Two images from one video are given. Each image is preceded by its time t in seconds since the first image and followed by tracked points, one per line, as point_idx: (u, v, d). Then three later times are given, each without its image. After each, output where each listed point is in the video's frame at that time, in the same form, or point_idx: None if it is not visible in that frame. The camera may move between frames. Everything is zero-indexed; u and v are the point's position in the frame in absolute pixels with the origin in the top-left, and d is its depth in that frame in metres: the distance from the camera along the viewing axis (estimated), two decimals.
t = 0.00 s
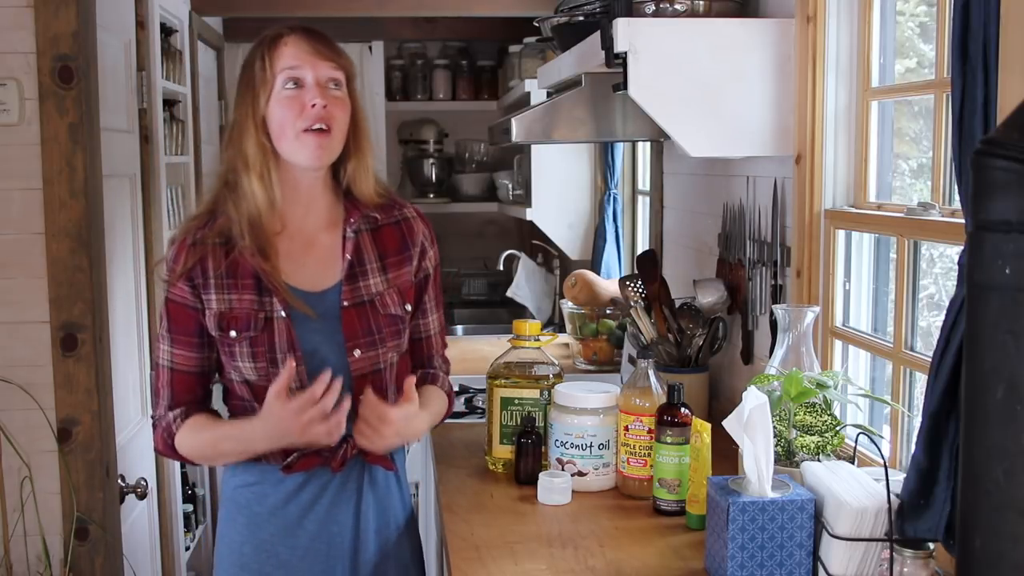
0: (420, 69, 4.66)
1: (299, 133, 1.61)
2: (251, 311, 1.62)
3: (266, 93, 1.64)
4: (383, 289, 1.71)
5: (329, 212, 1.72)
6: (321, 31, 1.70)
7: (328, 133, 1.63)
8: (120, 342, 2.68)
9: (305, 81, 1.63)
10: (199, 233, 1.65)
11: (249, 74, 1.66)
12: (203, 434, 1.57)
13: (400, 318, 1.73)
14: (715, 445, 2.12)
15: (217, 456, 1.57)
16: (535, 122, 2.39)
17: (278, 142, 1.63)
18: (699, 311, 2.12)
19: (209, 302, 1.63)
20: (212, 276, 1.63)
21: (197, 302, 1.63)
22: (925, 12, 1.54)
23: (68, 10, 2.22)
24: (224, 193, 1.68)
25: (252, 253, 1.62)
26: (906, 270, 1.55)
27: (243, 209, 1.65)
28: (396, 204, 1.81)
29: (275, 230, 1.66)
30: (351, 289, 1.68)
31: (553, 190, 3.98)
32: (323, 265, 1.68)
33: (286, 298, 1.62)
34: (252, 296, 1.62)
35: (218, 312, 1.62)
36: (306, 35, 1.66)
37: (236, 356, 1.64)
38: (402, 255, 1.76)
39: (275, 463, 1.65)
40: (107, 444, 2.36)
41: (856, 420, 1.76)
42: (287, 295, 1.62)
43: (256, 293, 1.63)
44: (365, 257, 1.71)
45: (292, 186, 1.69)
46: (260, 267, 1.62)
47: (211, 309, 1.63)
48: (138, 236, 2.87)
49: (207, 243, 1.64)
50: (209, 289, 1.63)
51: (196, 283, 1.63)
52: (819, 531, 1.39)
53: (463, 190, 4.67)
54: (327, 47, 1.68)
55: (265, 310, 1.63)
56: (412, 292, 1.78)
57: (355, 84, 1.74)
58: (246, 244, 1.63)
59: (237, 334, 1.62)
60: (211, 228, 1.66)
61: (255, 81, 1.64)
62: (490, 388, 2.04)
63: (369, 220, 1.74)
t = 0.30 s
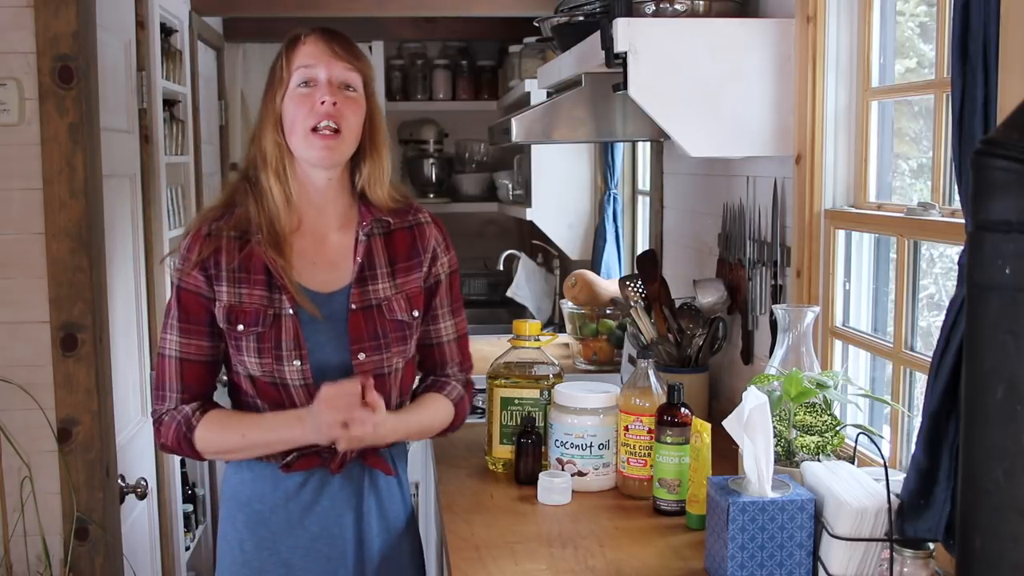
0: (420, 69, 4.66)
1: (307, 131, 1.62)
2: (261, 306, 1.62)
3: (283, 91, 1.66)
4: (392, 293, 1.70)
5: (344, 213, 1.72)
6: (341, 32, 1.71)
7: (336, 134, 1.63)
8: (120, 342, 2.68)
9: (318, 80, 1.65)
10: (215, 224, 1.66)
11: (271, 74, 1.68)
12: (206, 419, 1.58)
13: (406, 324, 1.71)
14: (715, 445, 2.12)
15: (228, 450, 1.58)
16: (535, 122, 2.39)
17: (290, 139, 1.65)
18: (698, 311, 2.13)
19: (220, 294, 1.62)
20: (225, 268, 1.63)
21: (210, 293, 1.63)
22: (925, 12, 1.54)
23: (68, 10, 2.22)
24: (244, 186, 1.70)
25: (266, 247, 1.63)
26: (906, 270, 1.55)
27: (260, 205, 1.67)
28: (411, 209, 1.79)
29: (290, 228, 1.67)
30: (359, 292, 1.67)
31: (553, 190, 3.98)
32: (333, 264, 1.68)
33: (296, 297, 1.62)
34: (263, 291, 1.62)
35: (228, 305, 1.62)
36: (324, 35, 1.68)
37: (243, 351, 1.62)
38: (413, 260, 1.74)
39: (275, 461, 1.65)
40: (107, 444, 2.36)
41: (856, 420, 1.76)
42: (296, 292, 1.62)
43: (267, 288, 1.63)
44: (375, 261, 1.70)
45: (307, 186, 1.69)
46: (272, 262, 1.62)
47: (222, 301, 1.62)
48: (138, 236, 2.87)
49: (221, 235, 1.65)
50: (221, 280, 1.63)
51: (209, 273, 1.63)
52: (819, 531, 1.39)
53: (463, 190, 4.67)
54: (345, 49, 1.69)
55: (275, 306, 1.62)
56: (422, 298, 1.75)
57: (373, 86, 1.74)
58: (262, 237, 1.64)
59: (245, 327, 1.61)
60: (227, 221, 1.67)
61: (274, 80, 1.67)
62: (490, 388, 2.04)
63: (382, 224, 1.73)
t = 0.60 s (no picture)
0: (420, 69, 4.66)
1: (318, 130, 1.62)
2: (268, 305, 1.62)
3: (293, 92, 1.66)
4: (401, 297, 1.69)
5: (356, 214, 1.71)
6: (350, 31, 1.69)
7: (345, 133, 1.62)
8: (120, 342, 2.68)
9: (326, 79, 1.64)
10: (226, 221, 1.67)
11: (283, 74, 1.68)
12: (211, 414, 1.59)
13: (413, 329, 1.69)
14: (715, 445, 2.12)
15: (230, 445, 1.58)
16: (535, 122, 2.39)
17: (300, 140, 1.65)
18: (698, 311, 2.13)
19: (228, 291, 1.63)
20: (234, 265, 1.63)
21: (219, 289, 1.63)
22: (925, 12, 1.54)
23: (68, 10, 2.22)
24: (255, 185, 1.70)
25: (275, 246, 1.63)
26: (906, 270, 1.55)
27: (271, 204, 1.67)
28: (425, 211, 1.77)
29: (301, 227, 1.67)
30: (368, 294, 1.66)
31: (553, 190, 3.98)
32: (343, 264, 1.67)
33: (302, 296, 1.62)
34: (269, 289, 1.62)
35: (235, 302, 1.62)
36: (334, 34, 1.66)
37: (248, 349, 1.63)
38: (424, 264, 1.73)
39: (273, 460, 1.65)
40: (107, 444, 2.36)
41: (856, 420, 1.76)
42: (302, 292, 1.62)
43: (274, 287, 1.63)
44: (386, 263, 1.69)
45: (317, 188, 1.69)
46: (280, 261, 1.62)
47: (229, 298, 1.63)
48: (138, 236, 2.87)
49: (232, 231, 1.65)
50: (229, 276, 1.63)
51: (218, 269, 1.63)
52: (819, 531, 1.39)
53: (463, 190, 4.67)
54: (355, 49, 1.67)
55: (281, 305, 1.62)
56: (431, 302, 1.73)
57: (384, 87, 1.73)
58: (271, 236, 1.64)
59: (250, 325, 1.61)
60: (238, 218, 1.67)
61: (285, 80, 1.67)
62: (490, 388, 2.04)
63: (395, 226, 1.71)
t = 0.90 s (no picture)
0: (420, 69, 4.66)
1: (324, 122, 1.60)
2: (268, 305, 1.62)
3: (303, 87, 1.66)
4: (403, 303, 1.68)
5: (360, 216, 1.70)
6: (364, 31, 1.70)
7: (353, 126, 1.61)
8: (120, 342, 2.68)
9: (337, 75, 1.63)
10: (230, 219, 1.67)
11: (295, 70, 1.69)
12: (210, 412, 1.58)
13: (414, 335, 1.68)
14: (715, 445, 2.12)
15: (229, 436, 1.57)
16: (535, 122, 2.39)
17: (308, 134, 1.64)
18: (698, 311, 2.13)
19: (230, 290, 1.63)
20: (236, 264, 1.63)
21: (221, 288, 1.63)
22: (925, 12, 1.54)
23: (68, 10, 2.22)
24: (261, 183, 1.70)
25: (277, 246, 1.63)
26: (906, 270, 1.55)
27: (275, 203, 1.67)
28: (432, 215, 1.76)
29: (305, 227, 1.67)
30: (368, 299, 1.65)
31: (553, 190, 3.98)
32: (346, 266, 1.67)
33: (302, 298, 1.62)
34: (270, 290, 1.62)
35: (235, 301, 1.62)
36: (348, 32, 1.67)
37: (247, 349, 1.63)
38: (427, 270, 1.71)
39: (269, 458, 1.65)
40: (107, 444, 2.36)
41: (856, 420, 1.76)
42: (303, 294, 1.62)
43: (275, 287, 1.62)
44: (389, 268, 1.68)
45: (323, 186, 1.68)
46: (282, 262, 1.62)
47: (231, 297, 1.62)
48: (138, 236, 2.87)
49: (235, 230, 1.65)
50: (230, 276, 1.63)
51: (221, 268, 1.63)
52: (819, 531, 1.39)
53: (463, 189, 4.67)
54: (368, 48, 1.67)
55: (281, 307, 1.62)
56: (433, 309, 1.71)
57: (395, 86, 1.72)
58: (274, 236, 1.64)
59: (250, 326, 1.61)
60: (242, 216, 1.68)
61: (297, 76, 1.67)
62: (490, 388, 2.04)
63: (400, 230, 1.70)
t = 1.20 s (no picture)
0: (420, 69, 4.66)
1: (318, 122, 1.60)
2: (261, 305, 1.62)
3: (298, 84, 1.65)
4: (398, 300, 1.68)
5: (354, 214, 1.70)
6: (363, 28, 1.69)
7: (345, 127, 1.60)
8: (120, 342, 2.68)
9: (333, 74, 1.62)
10: (224, 220, 1.67)
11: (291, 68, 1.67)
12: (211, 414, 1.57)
13: (410, 333, 1.68)
14: (715, 445, 2.12)
15: (232, 431, 1.56)
16: (535, 123, 2.39)
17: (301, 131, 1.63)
18: (698, 311, 2.13)
19: (224, 291, 1.63)
20: (230, 264, 1.63)
21: (216, 289, 1.63)
22: (925, 12, 1.54)
23: (68, 10, 2.22)
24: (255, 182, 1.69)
25: (271, 246, 1.63)
26: (906, 270, 1.55)
27: (269, 201, 1.66)
28: (428, 212, 1.75)
29: (299, 226, 1.66)
30: (363, 297, 1.66)
31: (553, 190, 3.98)
32: (341, 264, 1.67)
33: (295, 296, 1.61)
34: (264, 290, 1.62)
35: (229, 302, 1.62)
36: (344, 30, 1.65)
37: (241, 349, 1.63)
38: (422, 267, 1.71)
39: (265, 463, 1.66)
40: (107, 444, 2.36)
41: (856, 420, 1.76)
42: (297, 293, 1.62)
43: (269, 287, 1.62)
44: (383, 265, 1.68)
45: (317, 183, 1.68)
46: (275, 261, 1.62)
47: (226, 298, 1.63)
48: (138, 237, 2.87)
49: (229, 231, 1.65)
50: (224, 276, 1.63)
51: (216, 269, 1.63)
52: (819, 531, 1.39)
53: (463, 189, 4.67)
54: (366, 46, 1.66)
55: (274, 307, 1.62)
56: (430, 307, 1.71)
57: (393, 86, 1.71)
58: (267, 235, 1.64)
59: (244, 325, 1.62)
60: (235, 217, 1.67)
61: (292, 73, 1.66)
62: (490, 388, 2.04)
63: (394, 228, 1.70)
